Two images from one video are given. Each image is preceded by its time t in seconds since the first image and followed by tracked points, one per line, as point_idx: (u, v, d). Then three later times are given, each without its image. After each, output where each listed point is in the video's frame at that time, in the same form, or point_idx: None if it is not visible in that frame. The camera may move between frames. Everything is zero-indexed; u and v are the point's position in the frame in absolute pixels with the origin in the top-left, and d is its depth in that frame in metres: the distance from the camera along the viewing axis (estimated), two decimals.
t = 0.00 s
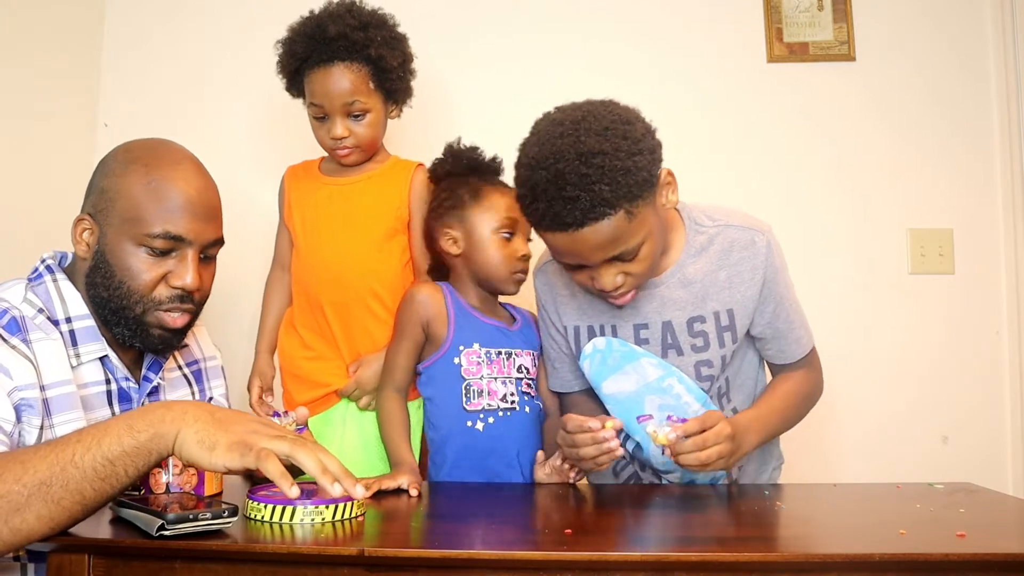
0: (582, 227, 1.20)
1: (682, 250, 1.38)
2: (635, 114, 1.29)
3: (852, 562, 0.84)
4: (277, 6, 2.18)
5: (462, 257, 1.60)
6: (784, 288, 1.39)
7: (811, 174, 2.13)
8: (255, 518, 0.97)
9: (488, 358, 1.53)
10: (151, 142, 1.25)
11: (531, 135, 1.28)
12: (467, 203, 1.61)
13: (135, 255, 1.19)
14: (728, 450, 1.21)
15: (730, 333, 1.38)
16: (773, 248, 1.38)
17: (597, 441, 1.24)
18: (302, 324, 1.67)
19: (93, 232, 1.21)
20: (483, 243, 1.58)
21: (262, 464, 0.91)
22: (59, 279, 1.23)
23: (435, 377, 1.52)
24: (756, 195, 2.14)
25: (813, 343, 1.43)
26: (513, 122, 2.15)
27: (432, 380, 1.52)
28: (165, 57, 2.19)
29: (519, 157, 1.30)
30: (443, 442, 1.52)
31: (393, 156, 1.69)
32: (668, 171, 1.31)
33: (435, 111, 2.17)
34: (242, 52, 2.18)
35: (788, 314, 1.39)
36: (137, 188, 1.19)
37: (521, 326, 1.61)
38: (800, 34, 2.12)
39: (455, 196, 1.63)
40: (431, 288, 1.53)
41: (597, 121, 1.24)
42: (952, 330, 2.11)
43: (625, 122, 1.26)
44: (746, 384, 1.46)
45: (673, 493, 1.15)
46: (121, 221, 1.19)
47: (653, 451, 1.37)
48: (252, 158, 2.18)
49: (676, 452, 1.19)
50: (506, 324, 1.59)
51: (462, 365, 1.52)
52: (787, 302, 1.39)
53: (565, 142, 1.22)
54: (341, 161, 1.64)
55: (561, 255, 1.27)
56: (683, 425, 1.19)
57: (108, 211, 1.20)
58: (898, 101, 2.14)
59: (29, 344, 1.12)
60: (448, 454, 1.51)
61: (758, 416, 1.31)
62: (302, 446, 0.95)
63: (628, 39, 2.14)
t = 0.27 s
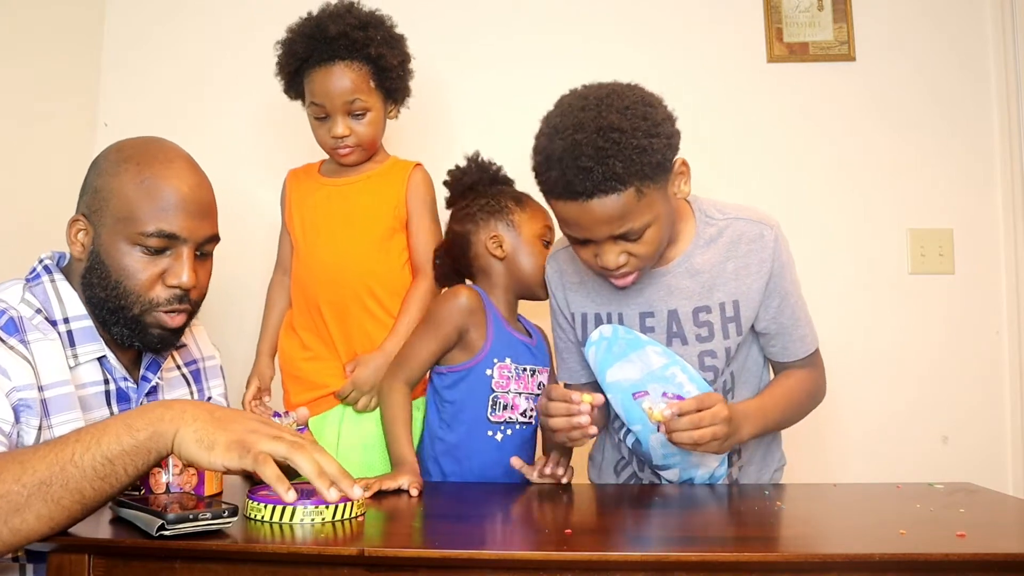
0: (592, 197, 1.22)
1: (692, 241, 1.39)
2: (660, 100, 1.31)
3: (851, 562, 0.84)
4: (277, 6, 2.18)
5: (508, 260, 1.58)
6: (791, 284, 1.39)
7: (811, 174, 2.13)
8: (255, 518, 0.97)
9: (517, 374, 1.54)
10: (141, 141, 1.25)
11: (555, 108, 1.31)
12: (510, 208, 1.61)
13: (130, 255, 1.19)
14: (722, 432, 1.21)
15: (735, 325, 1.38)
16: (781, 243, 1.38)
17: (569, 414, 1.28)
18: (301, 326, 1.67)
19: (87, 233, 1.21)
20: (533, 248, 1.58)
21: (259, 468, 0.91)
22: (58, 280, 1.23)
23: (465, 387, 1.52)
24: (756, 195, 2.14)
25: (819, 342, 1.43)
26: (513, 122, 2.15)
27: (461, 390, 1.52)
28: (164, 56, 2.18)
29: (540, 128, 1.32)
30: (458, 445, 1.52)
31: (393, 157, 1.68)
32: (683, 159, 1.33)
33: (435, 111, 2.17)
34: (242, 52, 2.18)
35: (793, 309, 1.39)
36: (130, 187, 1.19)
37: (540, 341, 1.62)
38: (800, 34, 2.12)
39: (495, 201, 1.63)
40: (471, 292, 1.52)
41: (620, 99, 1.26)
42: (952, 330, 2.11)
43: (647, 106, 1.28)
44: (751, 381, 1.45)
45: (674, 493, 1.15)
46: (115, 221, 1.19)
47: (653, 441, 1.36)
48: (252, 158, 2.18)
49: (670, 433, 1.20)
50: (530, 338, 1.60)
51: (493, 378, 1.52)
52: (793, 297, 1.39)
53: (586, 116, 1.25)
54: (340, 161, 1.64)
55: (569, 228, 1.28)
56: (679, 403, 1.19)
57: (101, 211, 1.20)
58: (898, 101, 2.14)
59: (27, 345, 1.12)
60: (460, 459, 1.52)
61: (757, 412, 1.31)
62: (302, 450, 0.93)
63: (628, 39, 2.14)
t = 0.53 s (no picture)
0: (588, 169, 1.23)
1: (698, 235, 1.39)
2: (677, 95, 1.32)
3: (852, 562, 0.84)
4: (277, 5, 2.18)
5: (488, 265, 1.67)
6: (795, 279, 1.39)
7: (811, 174, 2.13)
8: (255, 518, 0.97)
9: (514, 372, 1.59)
10: (130, 136, 1.24)
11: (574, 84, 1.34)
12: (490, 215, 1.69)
13: (138, 245, 1.19)
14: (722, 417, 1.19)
15: (740, 318, 1.38)
16: (786, 239, 1.39)
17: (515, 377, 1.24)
18: (303, 328, 1.66)
19: (88, 233, 1.21)
20: (501, 252, 1.64)
21: (251, 476, 0.89)
22: (58, 280, 1.22)
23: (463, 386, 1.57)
24: (756, 195, 2.14)
25: (821, 342, 1.43)
26: (514, 122, 2.15)
27: (459, 388, 1.57)
28: (164, 56, 2.18)
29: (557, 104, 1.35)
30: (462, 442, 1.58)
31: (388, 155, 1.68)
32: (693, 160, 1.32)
33: (435, 110, 2.16)
34: (242, 52, 2.18)
35: (797, 305, 1.39)
36: (127, 179, 1.19)
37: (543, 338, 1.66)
38: (800, 34, 2.12)
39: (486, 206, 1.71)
40: (464, 306, 1.58)
41: (635, 85, 1.28)
42: (952, 330, 2.11)
43: (663, 98, 1.29)
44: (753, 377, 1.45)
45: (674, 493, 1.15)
46: (117, 215, 1.19)
47: (653, 435, 1.37)
48: (252, 158, 2.17)
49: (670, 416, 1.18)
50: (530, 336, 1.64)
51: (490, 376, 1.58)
52: (798, 293, 1.39)
53: (597, 94, 1.27)
54: (347, 159, 1.63)
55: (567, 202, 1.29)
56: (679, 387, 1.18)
57: (101, 208, 1.19)
58: (898, 101, 2.14)
59: (26, 345, 1.12)
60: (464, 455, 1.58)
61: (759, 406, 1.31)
62: (292, 464, 0.92)
63: (628, 39, 2.14)
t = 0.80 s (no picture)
0: (574, 156, 1.23)
1: (698, 235, 1.39)
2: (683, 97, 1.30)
3: (851, 562, 0.84)
4: (277, 5, 2.18)
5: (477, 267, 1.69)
6: (795, 279, 1.39)
7: (811, 174, 2.13)
8: (255, 518, 0.97)
9: (508, 372, 1.58)
10: (123, 133, 1.23)
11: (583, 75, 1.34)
12: (474, 224, 1.69)
13: (142, 240, 1.19)
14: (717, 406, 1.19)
15: (739, 317, 1.38)
16: (785, 238, 1.39)
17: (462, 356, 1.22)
18: (305, 328, 1.66)
19: (89, 234, 1.21)
20: (483, 260, 1.64)
21: (252, 481, 0.90)
22: (59, 280, 1.22)
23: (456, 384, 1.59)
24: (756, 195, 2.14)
25: (819, 342, 1.43)
26: (514, 122, 2.15)
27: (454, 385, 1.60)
28: (164, 56, 2.18)
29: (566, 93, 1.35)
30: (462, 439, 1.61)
31: (386, 154, 1.68)
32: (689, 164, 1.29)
33: (435, 111, 2.16)
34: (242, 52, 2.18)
35: (796, 305, 1.39)
36: (125, 175, 1.18)
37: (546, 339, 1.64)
38: (800, 34, 2.12)
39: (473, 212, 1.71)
40: (467, 307, 1.60)
41: (638, 80, 1.27)
42: (952, 330, 2.11)
43: (670, 97, 1.28)
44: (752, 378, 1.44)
45: (675, 492, 1.15)
46: (118, 213, 1.18)
47: (652, 432, 1.38)
48: (252, 158, 2.18)
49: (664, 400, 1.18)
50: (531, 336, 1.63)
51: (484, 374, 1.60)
52: (797, 293, 1.39)
53: (598, 85, 1.27)
54: (348, 159, 1.62)
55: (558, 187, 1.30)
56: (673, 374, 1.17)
57: (101, 206, 1.19)
58: (898, 102, 2.14)
59: (27, 344, 1.12)
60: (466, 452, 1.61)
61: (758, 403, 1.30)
62: (291, 470, 0.92)
63: (628, 39, 2.14)
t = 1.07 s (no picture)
0: (601, 161, 1.22)
1: (692, 236, 1.40)
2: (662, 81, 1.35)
3: (852, 562, 0.84)
4: (277, 6, 2.18)
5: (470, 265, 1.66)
6: (788, 280, 1.39)
7: (811, 174, 2.13)
8: (255, 518, 0.97)
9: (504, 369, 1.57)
10: (118, 133, 1.23)
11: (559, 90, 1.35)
12: (466, 218, 1.66)
13: (144, 239, 1.19)
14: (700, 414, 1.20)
15: (732, 318, 1.38)
16: (778, 239, 1.39)
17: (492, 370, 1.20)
18: (304, 328, 1.66)
19: (90, 237, 1.21)
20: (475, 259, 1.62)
21: (254, 481, 0.90)
22: (59, 280, 1.23)
23: (452, 380, 1.58)
24: (756, 195, 2.14)
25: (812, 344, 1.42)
26: (513, 122, 2.15)
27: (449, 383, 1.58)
28: (165, 56, 2.18)
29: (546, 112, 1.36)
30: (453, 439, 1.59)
31: (384, 152, 1.69)
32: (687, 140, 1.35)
33: (435, 111, 2.17)
34: (242, 53, 2.18)
35: (788, 305, 1.39)
36: (123, 175, 1.18)
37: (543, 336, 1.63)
38: (800, 34, 2.12)
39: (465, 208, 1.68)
40: (462, 299, 1.57)
41: (623, 73, 1.30)
42: (952, 330, 2.11)
43: (650, 81, 1.32)
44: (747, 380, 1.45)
45: (674, 492, 1.15)
46: (118, 213, 1.18)
47: (646, 432, 1.38)
48: (252, 158, 2.18)
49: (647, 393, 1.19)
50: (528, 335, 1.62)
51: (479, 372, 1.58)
52: (790, 293, 1.39)
53: (591, 89, 1.28)
54: (347, 158, 1.62)
55: (577, 204, 1.28)
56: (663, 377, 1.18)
57: (101, 207, 1.19)
58: (898, 102, 2.14)
59: (28, 345, 1.12)
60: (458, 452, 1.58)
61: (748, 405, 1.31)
62: (292, 470, 0.93)
63: (628, 39, 2.14)
